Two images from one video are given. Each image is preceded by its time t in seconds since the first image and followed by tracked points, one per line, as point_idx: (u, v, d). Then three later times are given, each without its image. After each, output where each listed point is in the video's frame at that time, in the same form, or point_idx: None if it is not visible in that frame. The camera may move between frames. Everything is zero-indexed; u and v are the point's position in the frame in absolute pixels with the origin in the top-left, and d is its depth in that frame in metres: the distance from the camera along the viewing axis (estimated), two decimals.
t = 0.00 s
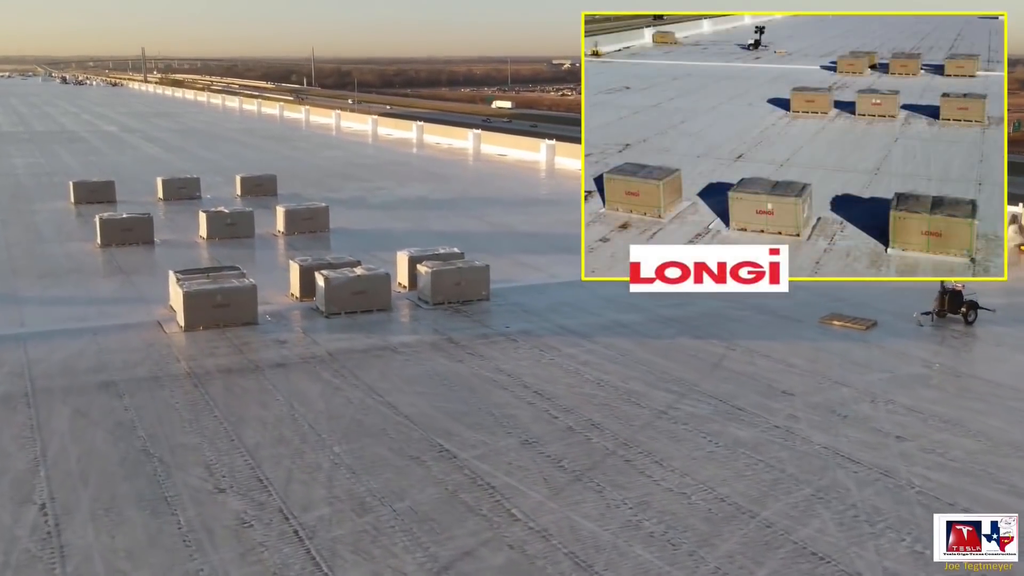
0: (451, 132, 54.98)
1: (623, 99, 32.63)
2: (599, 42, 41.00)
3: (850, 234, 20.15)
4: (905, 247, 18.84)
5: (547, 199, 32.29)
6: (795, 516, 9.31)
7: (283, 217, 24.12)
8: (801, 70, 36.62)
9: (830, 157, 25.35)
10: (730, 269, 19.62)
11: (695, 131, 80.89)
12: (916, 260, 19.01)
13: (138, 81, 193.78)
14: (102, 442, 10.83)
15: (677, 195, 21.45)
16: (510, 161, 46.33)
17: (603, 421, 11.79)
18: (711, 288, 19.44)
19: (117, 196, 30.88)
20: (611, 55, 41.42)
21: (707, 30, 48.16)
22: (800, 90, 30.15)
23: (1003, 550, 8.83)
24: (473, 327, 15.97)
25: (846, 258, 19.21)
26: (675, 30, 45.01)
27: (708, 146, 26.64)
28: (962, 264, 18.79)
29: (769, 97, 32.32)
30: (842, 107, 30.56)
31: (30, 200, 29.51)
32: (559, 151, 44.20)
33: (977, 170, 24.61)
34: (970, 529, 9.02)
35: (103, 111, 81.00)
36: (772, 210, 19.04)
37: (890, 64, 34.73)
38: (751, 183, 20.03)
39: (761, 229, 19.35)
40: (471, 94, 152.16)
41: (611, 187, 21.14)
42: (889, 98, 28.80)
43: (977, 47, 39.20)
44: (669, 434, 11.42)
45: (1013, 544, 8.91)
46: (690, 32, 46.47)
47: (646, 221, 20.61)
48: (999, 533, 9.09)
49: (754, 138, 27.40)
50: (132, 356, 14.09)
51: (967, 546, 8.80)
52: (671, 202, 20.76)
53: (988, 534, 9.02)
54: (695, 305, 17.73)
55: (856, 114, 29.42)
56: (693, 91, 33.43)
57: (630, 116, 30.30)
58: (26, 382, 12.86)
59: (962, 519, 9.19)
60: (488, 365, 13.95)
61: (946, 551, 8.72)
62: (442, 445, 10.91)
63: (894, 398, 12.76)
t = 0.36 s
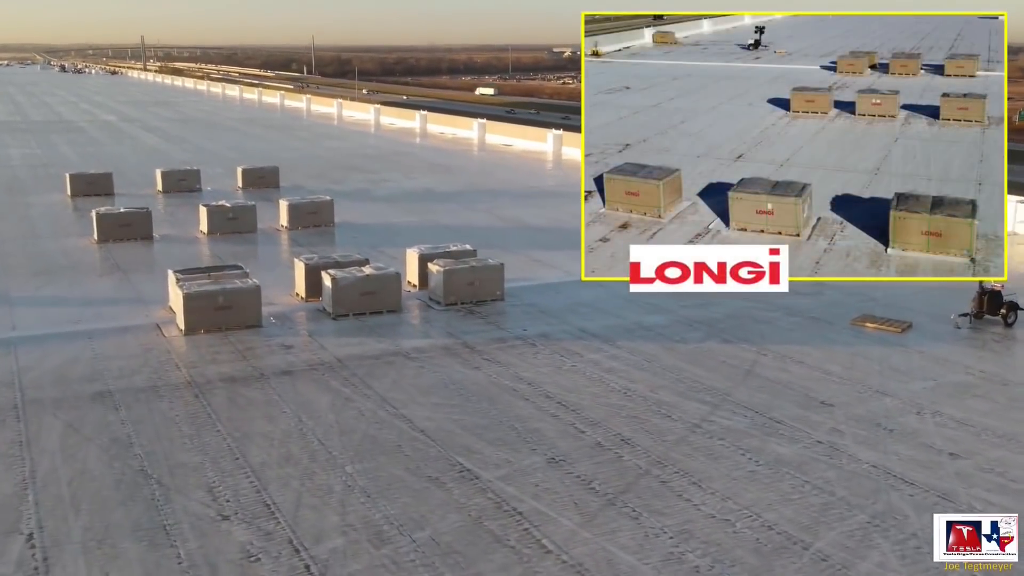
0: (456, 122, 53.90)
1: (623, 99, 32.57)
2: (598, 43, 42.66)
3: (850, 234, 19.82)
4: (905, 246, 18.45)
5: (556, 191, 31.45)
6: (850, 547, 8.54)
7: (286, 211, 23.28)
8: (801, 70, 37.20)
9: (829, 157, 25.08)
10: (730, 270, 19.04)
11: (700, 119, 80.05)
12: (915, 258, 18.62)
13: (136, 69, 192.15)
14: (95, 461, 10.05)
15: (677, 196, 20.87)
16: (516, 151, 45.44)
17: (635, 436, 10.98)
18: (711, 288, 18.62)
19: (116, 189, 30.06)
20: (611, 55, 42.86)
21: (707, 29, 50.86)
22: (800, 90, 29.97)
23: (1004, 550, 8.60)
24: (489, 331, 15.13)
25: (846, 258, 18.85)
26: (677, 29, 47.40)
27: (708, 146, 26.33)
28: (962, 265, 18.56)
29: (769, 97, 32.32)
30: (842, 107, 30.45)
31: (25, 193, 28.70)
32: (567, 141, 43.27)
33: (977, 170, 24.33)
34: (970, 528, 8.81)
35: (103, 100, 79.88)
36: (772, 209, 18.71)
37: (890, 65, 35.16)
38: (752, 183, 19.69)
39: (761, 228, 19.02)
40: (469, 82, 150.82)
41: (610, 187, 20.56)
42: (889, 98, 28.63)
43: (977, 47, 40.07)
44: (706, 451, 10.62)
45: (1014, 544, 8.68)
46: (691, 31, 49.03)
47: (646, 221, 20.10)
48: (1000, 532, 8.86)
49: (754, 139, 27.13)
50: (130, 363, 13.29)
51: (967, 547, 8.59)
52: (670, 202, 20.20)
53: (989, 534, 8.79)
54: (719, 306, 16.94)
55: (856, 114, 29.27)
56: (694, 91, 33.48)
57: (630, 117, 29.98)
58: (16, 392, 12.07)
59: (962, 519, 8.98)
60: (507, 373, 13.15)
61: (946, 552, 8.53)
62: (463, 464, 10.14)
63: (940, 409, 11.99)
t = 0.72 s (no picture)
0: (459, 112, 53.12)
1: (623, 99, 32.73)
2: (598, 43, 44.22)
3: (850, 234, 19.28)
4: (903, 248, 17.86)
5: (564, 184, 30.69)
6: None
7: (288, 206, 22.53)
8: (801, 70, 37.72)
9: (830, 157, 24.94)
10: (729, 269, 18.39)
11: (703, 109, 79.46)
12: (915, 262, 17.95)
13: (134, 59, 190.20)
14: (86, 484, 9.34)
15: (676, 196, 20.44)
16: (522, 142, 44.63)
17: (664, 454, 10.26)
18: (711, 288, 17.85)
19: (113, 182, 29.30)
20: (611, 55, 43.93)
21: (707, 29, 52.21)
22: (800, 90, 29.99)
23: (1004, 551, 8.49)
24: (503, 335, 14.39)
25: (846, 258, 18.21)
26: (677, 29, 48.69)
27: (707, 146, 26.10)
28: (963, 264, 17.93)
29: (769, 97, 32.43)
30: (842, 107, 30.49)
31: (20, 187, 27.96)
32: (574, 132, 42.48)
33: (977, 170, 24.08)
34: (970, 528, 8.69)
35: (100, 89, 78.86)
36: (772, 209, 18.25)
37: (890, 64, 35.34)
38: (752, 183, 19.24)
39: (761, 228, 18.55)
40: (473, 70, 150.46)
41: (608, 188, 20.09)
42: (889, 98, 28.60)
43: (977, 47, 40.55)
44: (743, 471, 9.89)
45: (1013, 545, 8.57)
46: (690, 31, 50.41)
47: (646, 221, 19.60)
48: (1000, 533, 8.75)
49: (754, 139, 26.98)
50: (125, 372, 12.54)
51: (967, 547, 8.47)
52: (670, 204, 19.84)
53: (988, 534, 8.68)
54: (741, 307, 16.23)
55: (856, 114, 29.22)
56: (694, 91, 33.57)
57: (630, 117, 29.85)
58: (3, 405, 11.33)
59: (963, 519, 8.86)
60: (524, 382, 12.43)
61: (947, 551, 8.40)
62: (482, 487, 9.43)
63: (986, 421, 11.29)
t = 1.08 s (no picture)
0: (462, 101, 51.92)
1: (622, 98, 33.85)
2: (600, 43, 47.85)
3: (851, 234, 18.62)
4: (903, 249, 17.32)
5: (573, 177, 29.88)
6: None
7: (290, 200, 21.70)
8: (801, 70, 39.81)
9: (831, 156, 25.55)
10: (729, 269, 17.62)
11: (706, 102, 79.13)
12: (915, 264, 17.34)
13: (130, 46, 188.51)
14: (74, 514, 8.58)
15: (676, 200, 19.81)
16: (527, 131, 43.90)
17: (702, 477, 9.51)
18: (710, 288, 16.97)
19: (108, 174, 28.44)
20: (612, 54, 47.61)
21: (706, 30, 57.10)
22: (800, 90, 30.75)
23: (1004, 551, 8.31)
24: (519, 342, 13.59)
25: (846, 258, 17.55)
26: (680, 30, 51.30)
27: (707, 145, 26.69)
28: (962, 265, 17.37)
29: (769, 96, 33.57)
30: (841, 107, 31.42)
31: (14, 180, 27.13)
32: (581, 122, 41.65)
33: (978, 169, 24.54)
34: (969, 528, 8.52)
35: (96, 79, 77.79)
36: (773, 210, 17.60)
37: (890, 64, 37.58)
38: (752, 183, 18.58)
39: (762, 229, 17.89)
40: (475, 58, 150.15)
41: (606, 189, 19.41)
42: (889, 98, 29.27)
43: (977, 47, 43.69)
44: (786, 497, 9.11)
45: (1014, 545, 8.39)
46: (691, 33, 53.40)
47: (645, 221, 18.87)
48: (1000, 532, 8.56)
49: (754, 138, 27.63)
50: (117, 384, 11.73)
51: (967, 547, 8.30)
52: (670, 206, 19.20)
53: (988, 534, 8.49)
54: (767, 310, 15.44)
55: (856, 114, 29.97)
56: (693, 91, 34.84)
57: (629, 116, 30.83)
58: None
59: (962, 518, 8.68)
60: (543, 395, 11.66)
61: (946, 551, 8.25)
62: (505, 516, 8.67)
63: None
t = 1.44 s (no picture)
0: (467, 92, 51.15)
1: (623, 98, 34.51)
2: (599, 43, 47.67)
3: (850, 238, 18.25)
4: (904, 248, 17.08)
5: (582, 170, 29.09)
6: None
7: (293, 196, 20.93)
8: (801, 70, 40.36)
9: (831, 157, 26.27)
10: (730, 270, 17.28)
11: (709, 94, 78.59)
12: (919, 259, 17.01)
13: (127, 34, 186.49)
14: (62, 553, 7.83)
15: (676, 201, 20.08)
16: (532, 123, 43.19)
17: (746, 507, 8.76)
18: (711, 288, 16.42)
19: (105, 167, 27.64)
20: (611, 54, 47.35)
21: (706, 29, 57.68)
22: (801, 90, 31.65)
23: (1004, 550, 8.16)
24: (538, 351, 12.80)
25: (847, 259, 17.27)
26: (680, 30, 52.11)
27: (708, 146, 27.53)
28: (962, 265, 16.85)
29: (769, 96, 34.39)
30: (841, 107, 32.28)
31: (8, 174, 26.30)
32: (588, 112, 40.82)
33: (976, 169, 25.39)
34: (968, 528, 8.37)
35: (96, 67, 76.78)
36: (773, 210, 17.78)
37: (891, 65, 38.37)
38: (751, 183, 18.74)
39: (762, 229, 18.02)
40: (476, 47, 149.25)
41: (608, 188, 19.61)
42: (889, 98, 30.30)
43: (975, 49, 44.72)
44: (838, 530, 8.35)
45: (1014, 544, 8.24)
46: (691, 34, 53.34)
47: (646, 221, 19.02)
48: (1000, 532, 8.41)
49: (754, 139, 28.47)
50: (111, 399, 10.95)
51: (967, 547, 8.16)
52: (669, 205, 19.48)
53: (988, 534, 8.34)
54: (796, 314, 14.69)
55: (856, 114, 30.93)
56: (693, 91, 35.46)
57: (629, 116, 31.30)
58: None
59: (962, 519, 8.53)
60: (567, 411, 10.91)
61: (945, 551, 8.11)
62: (534, 554, 7.93)
63: None
